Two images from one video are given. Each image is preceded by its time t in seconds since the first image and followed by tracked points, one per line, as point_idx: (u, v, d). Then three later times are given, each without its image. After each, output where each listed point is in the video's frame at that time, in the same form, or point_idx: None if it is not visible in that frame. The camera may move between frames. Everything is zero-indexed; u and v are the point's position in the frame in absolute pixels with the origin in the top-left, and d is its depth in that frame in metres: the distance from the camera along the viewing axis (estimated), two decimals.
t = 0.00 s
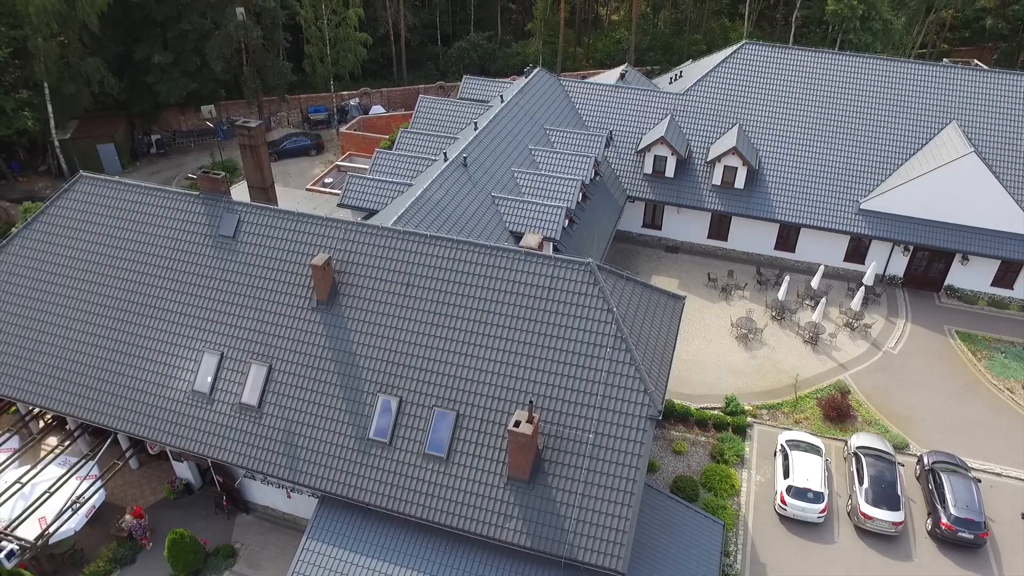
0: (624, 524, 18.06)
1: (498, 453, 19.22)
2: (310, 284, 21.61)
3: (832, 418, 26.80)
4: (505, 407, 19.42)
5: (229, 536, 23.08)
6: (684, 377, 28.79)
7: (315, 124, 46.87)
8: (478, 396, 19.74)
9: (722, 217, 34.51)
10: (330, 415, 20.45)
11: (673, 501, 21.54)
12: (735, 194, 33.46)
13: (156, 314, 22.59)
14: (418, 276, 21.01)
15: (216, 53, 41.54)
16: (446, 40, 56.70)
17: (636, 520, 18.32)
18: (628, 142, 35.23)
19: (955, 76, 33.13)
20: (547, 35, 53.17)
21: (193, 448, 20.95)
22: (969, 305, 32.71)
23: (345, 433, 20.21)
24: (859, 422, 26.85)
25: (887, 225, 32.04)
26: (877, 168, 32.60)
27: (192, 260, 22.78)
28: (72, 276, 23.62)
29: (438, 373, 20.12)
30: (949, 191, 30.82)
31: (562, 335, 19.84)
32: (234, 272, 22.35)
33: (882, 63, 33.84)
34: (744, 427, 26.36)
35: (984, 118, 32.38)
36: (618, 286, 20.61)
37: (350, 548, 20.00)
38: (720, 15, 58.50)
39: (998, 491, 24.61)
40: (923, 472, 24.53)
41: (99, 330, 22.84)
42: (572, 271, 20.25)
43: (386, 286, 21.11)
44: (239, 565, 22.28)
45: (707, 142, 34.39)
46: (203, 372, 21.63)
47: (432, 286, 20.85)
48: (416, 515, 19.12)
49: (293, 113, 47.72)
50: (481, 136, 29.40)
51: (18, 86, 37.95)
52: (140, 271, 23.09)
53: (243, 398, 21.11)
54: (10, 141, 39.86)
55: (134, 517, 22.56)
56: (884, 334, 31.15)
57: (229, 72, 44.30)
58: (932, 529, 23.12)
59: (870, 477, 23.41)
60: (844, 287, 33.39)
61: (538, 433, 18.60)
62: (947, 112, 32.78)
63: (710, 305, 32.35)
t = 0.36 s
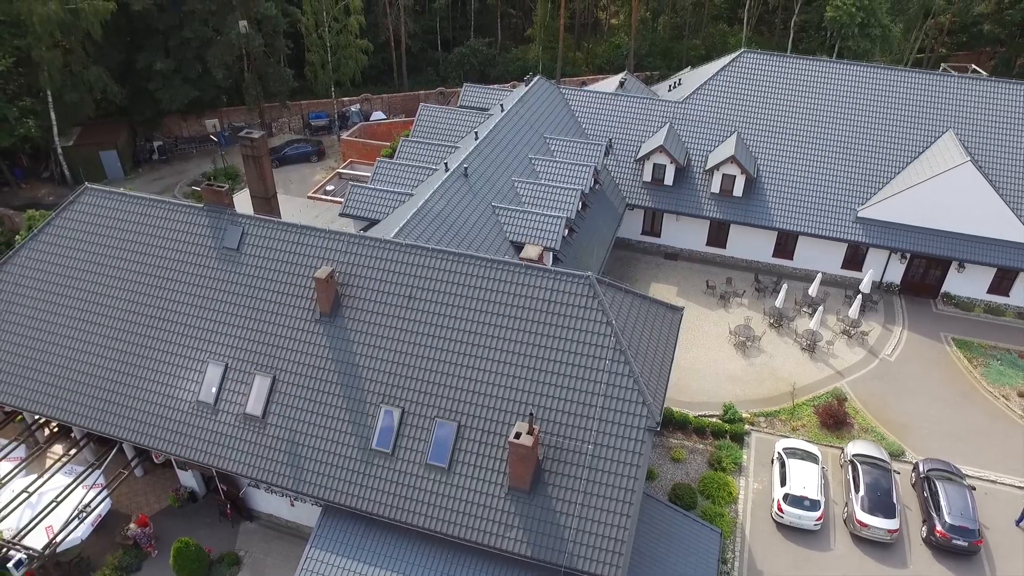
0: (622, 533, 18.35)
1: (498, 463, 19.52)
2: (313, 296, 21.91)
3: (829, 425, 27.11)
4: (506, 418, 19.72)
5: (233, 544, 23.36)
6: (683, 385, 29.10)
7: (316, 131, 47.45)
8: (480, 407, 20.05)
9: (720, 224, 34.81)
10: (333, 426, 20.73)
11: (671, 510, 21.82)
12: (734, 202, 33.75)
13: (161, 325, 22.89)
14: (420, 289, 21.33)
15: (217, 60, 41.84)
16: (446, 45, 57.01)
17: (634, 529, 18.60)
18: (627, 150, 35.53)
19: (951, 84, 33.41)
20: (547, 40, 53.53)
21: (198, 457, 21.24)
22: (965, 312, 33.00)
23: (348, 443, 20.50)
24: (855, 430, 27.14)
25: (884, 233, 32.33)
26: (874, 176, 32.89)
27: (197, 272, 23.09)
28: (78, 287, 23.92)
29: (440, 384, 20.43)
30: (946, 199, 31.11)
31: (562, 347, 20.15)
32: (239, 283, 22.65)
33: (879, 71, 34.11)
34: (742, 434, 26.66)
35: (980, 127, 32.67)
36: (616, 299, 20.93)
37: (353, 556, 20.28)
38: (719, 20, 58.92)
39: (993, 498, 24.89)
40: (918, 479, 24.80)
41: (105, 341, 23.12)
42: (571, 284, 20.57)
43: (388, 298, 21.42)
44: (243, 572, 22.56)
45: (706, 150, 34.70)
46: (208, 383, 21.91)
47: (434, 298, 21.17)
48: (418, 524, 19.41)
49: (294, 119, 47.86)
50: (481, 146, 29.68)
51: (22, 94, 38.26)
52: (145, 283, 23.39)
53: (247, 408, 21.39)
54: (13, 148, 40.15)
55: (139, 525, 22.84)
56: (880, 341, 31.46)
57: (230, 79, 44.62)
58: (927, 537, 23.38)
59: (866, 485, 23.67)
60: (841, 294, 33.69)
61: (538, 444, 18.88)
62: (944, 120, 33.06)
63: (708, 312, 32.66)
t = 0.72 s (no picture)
0: (620, 542, 18.62)
1: (498, 473, 19.81)
2: (316, 307, 22.21)
3: (825, 432, 27.42)
4: (506, 429, 20.02)
5: (236, 551, 23.64)
6: (681, 392, 29.42)
7: (318, 136, 47.42)
8: (480, 418, 20.35)
9: (718, 232, 35.11)
10: (336, 436, 21.02)
11: (669, 518, 22.11)
12: (731, 209, 34.05)
13: (165, 335, 23.17)
14: (421, 300, 21.63)
15: (218, 67, 42.13)
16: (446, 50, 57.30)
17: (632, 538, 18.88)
18: (626, 158, 35.83)
19: (947, 93, 33.70)
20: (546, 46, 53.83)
21: (202, 466, 21.53)
22: (961, 319, 33.32)
23: (350, 453, 20.78)
24: (851, 437, 27.44)
25: (880, 240, 32.63)
26: (871, 185, 33.18)
27: (200, 283, 23.39)
28: (84, 298, 24.19)
29: (441, 395, 20.73)
30: (941, 207, 31.40)
31: (561, 359, 20.45)
32: (242, 294, 22.95)
33: (875, 80, 34.41)
34: (739, 442, 26.96)
35: (975, 136, 32.96)
36: (614, 311, 21.24)
37: (356, 564, 20.57)
38: (717, 25, 59.28)
39: (986, 505, 25.19)
40: (913, 487, 25.10)
41: (110, 351, 23.40)
42: (570, 297, 20.88)
43: (390, 310, 21.73)
44: None
45: (704, 158, 35.00)
46: (212, 393, 22.19)
47: (435, 310, 21.47)
48: (420, 532, 19.70)
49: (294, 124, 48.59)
50: (482, 155, 29.96)
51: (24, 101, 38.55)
52: (150, 294, 23.67)
53: (250, 418, 21.67)
54: (16, 155, 40.44)
55: (143, 532, 23.12)
56: (876, 348, 31.77)
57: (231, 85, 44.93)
58: (921, 544, 23.64)
59: (861, 492, 23.94)
60: (838, 301, 34.00)
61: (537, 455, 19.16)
62: (939, 129, 33.36)
63: (706, 319, 32.98)
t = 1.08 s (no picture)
0: (619, 551, 18.91)
1: (499, 483, 20.11)
2: (319, 318, 22.53)
3: (822, 439, 27.73)
4: (507, 439, 20.34)
5: (241, 557, 23.95)
6: (679, 399, 29.72)
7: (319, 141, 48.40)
8: (481, 428, 20.66)
9: (717, 239, 35.41)
10: (339, 445, 21.31)
11: (667, 526, 22.42)
12: (730, 217, 34.34)
13: (170, 346, 23.46)
14: (423, 312, 21.95)
15: (220, 74, 42.48)
16: (446, 55, 57.61)
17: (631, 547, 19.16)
18: (625, 166, 36.14)
19: (943, 101, 34.00)
20: (546, 51, 54.25)
21: (206, 475, 21.82)
22: (957, 325, 33.64)
23: (353, 463, 21.07)
24: (848, 444, 27.75)
25: (877, 248, 32.93)
26: (867, 192, 33.48)
27: (204, 294, 23.69)
28: (90, 308, 24.47)
29: (443, 405, 21.04)
30: (937, 215, 31.70)
31: (560, 370, 20.77)
32: (245, 305, 23.25)
33: (872, 88, 34.69)
34: (737, 449, 27.27)
35: (971, 143, 33.26)
36: (613, 322, 21.57)
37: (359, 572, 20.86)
38: (715, 31, 59.66)
39: (981, 511, 25.49)
40: (909, 493, 25.38)
41: (115, 361, 23.68)
42: (570, 309, 21.19)
43: (392, 321, 22.05)
44: None
45: (702, 166, 35.31)
46: (216, 403, 22.49)
47: (436, 322, 21.78)
48: (423, 541, 19.99)
49: (295, 130, 48.90)
50: (482, 164, 30.23)
51: (28, 108, 38.85)
52: (155, 304, 23.96)
53: (254, 428, 21.97)
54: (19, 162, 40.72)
55: (149, 539, 23.45)
56: (873, 355, 32.08)
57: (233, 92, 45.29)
58: (916, 550, 23.93)
59: (857, 500, 24.23)
60: (835, 308, 34.31)
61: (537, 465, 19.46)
62: (935, 137, 33.65)
63: (704, 326, 33.31)
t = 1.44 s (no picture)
0: (619, 560, 19.15)
1: (501, 493, 20.38)
2: (323, 329, 22.80)
3: (820, 446, 28.00)
4: (508, 449, 20.62)
5: (245, 564, 24.23)
6: (678, 406, 29.99)
7: (320, 146, 48.44)
8: (483, 438, 20.93)
9: (717, 246, 35.67)
10: (342, 455, 21.58)
11: (666, 534, 22.68)
12: (729, 224, 34.59)
13: (175, 355, 23.73)
14: (426, 322, 22.23)
15: (222, 81, 42.79)
16: (447, 60, 57.81)
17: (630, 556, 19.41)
18: (625, 174, 36.41)
19: (941, 109, 34.24)
20: (546, 56, 54.60)
21: (212, 484, 22.08)
22: (954, 332, 33.91)
23: (356, 472, 21.34)
24: (846, 451, 28.03)
25: (875, 255, 33.19)
26: (866, 200, 33.74)
27: (209, 304, 23.96)
28: (96, 318, 24.73)
29: (446, 416, 21.32)
30: (935, 223, 31.96)
31: (561, 380, 21.04)
32: (250, 316, 23.53)
33: (870, 96, 34.94)
34: (736, 456, 27.55)
35: (968, 151, 33.51)
36: (613, 334, 21.85)
37: None
38: (715, 36, 59.94)
39: (978, 518, 25.75)
40: (906, 501, 25.64)
41: (121, 370, 23.94)
42: (570, 320, 21.48)
43: (395, 332, 22.32)
44: None
45: (702, 173, 35.57)
46: (221, 412, 22.75)
47: (439, 333, 22.07)
48: (425, 550, 20.26)
49: (297, 136, 49.13)
50: (483, 173, 30.48)
51: (32, 114, 39.10)
52: (160, 314, 24.23)
53: (259, 437, 22.24)
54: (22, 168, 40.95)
55: (154, 546, 23.74)
56: (871, 361, 32.35)
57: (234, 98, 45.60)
58: (913, 558, 24.16)
59: (854, 507, 24.48)
60: (833, 314, 34.58)
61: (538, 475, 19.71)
62: (933, 144, 33.89)
63: (704, 332, 33.58)
